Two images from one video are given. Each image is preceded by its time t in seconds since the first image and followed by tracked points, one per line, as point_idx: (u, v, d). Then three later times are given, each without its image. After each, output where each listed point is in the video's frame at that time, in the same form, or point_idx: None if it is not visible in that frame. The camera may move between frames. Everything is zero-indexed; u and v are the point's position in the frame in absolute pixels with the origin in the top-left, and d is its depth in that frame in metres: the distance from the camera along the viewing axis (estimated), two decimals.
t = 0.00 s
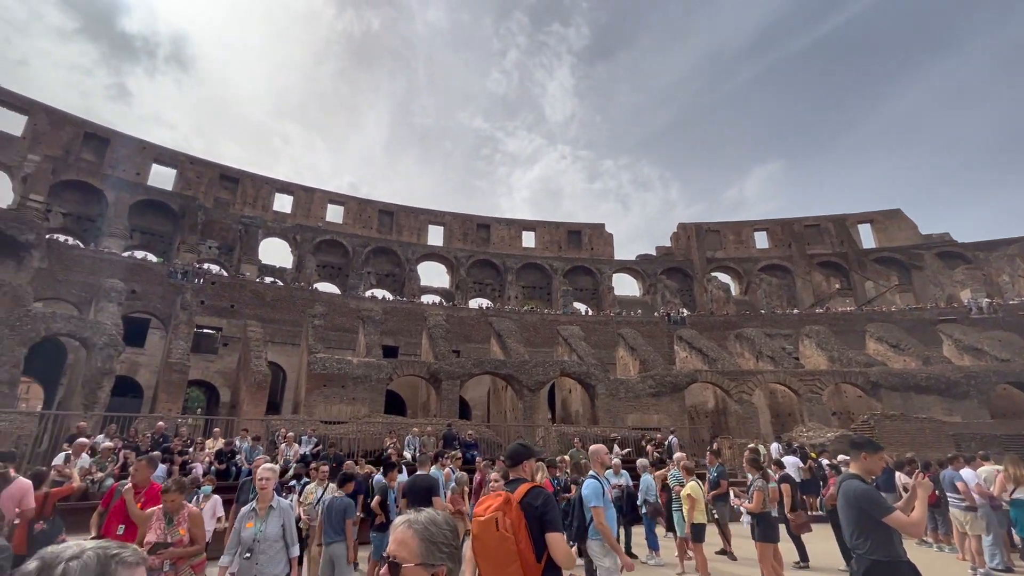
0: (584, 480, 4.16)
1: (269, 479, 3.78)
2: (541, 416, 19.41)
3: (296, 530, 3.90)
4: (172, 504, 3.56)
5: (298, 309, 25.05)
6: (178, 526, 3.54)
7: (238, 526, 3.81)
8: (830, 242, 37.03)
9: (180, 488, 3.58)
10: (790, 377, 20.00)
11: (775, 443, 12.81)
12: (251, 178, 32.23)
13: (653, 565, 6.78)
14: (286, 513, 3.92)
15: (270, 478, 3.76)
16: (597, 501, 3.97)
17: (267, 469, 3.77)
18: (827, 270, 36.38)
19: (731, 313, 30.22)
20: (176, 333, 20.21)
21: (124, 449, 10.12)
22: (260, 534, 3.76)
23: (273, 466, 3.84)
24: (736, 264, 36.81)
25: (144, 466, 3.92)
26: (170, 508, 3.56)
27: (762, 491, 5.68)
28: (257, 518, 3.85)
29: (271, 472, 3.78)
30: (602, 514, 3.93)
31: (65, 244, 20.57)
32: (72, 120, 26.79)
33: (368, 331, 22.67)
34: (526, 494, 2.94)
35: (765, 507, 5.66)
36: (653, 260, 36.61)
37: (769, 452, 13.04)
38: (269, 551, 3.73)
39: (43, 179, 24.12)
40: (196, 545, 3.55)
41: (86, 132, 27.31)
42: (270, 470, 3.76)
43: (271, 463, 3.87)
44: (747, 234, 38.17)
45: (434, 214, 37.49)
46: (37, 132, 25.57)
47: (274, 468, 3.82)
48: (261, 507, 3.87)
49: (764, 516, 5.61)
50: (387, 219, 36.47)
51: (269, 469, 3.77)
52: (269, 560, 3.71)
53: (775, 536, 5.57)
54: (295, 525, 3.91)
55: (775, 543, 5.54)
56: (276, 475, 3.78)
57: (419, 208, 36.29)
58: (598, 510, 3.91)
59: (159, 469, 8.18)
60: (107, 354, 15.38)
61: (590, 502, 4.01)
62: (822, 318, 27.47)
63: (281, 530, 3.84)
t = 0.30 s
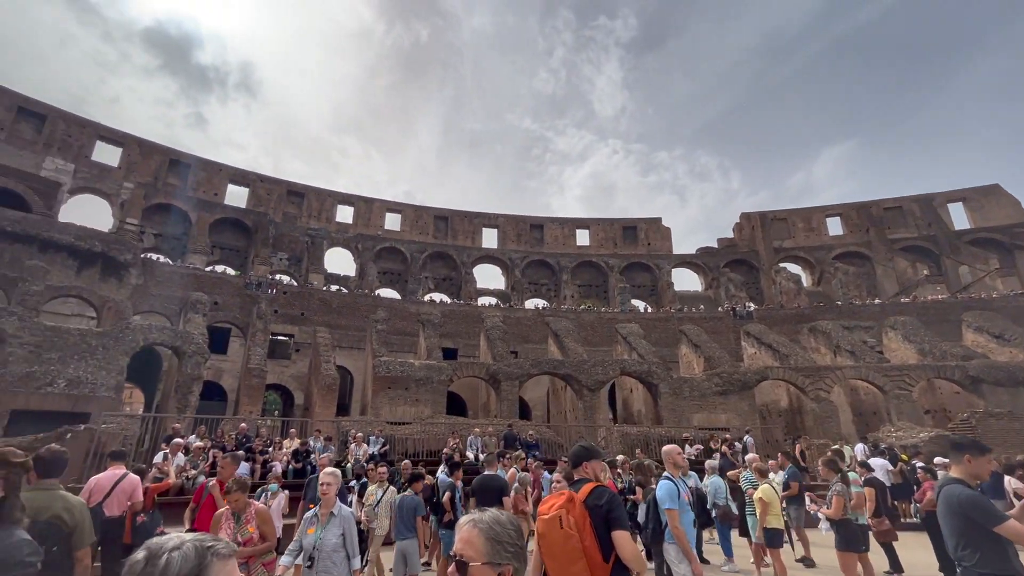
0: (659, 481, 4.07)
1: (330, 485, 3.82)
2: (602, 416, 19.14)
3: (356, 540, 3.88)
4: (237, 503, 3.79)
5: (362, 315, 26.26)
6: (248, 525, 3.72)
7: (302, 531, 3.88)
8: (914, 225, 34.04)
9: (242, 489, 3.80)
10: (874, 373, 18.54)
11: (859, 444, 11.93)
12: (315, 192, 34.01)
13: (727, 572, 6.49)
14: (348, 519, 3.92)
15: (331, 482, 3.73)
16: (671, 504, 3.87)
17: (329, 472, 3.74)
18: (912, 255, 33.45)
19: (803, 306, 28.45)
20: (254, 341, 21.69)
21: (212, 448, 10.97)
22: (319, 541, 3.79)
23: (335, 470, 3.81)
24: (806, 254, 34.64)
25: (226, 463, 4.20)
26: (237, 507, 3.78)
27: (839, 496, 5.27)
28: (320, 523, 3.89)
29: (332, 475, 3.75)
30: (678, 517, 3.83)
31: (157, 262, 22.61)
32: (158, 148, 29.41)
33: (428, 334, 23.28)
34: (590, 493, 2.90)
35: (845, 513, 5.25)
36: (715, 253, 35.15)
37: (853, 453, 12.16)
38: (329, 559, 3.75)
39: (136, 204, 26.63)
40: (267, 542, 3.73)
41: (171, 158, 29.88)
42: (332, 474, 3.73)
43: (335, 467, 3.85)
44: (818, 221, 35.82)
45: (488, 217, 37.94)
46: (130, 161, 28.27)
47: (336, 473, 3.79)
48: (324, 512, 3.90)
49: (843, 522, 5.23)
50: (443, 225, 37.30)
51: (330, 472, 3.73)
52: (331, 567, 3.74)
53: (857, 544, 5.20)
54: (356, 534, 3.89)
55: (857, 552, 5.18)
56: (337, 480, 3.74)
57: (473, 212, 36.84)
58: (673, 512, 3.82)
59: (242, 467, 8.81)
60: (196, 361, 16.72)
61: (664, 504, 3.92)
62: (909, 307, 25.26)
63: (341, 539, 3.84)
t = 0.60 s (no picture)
0: (732, 483, 3.96)
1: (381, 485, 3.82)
2: (665, 415, 18.60)
3: (409, 542, 3.85)
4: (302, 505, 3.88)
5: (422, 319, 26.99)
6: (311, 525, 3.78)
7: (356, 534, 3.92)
8: (1015, 201, 30.65)
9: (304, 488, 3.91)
10: (971, 366, 16.86)
11: (956, 445, 10.89)
12: (373, 201, 35.34)
13: None
14: (400, 521, 3.89)
15: (381, 480, 3.71)
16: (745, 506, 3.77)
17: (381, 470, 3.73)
18: (1013, 234, 30.13)
19: (885, 295, 26.33)
20: (322, 346, 22.82)
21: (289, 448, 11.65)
22: (374, 543, 3.80)
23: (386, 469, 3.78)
24: (885, 239, 32.10)
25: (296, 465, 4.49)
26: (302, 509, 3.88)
27: (930, 501, 4.84)
28: (373, 524, 3.91)
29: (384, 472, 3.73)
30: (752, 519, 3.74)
31: (234, 275, 24.32)
32: (231, 169, 31.63)
33: (486, 336, 23.56)
34: (663, 499, 2.75)
35: (938, 520, 4.83)
36: (782, 243, 33.27)
37: (950, 454, 11.11)
38: (385, 561, 3.75)
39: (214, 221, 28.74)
40: (330, 544, 3.73)
41: (242, 178, 32.03)
42: (383, 472, 3.71)
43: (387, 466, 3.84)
44: (898, 203, 33.07)
45: (540, 217, 37.89)
46: (207, 183, 30.58)
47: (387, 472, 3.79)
48: (376, 513, 3.92)
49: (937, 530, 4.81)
50: (496, 227, 37.65)
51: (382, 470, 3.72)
52: (387, 569, 3.73)
53: (956, 554, 4.76)
54: (409, 536, 3.86)
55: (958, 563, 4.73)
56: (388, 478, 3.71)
57: (525, 213, 36.93)
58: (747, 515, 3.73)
59: (315, 466, 9.28)
60: (271, 366, 17.84)
61: (738, 507, 3.82)
62: (1011, 293, 22.77)
63: (395, 540, 3.82)
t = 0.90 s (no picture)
0: (812, 485, 3.68)
1: (419, 487, 3.60)
2: (732, 414, 17.84)
3: (453, 551, 3.55)
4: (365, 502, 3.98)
5: (477, 320, 27.70)
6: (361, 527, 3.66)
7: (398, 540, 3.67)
8: None
9: (371, 486, 4.03)
10: None
11: None
12: (426, 208, 36.25)
13: None
14: (442, 528, 3.59)
15: (420, 483, 3.61)
16: (825, 511, 3.48)
17: (420, 472, 3.65)
18: None
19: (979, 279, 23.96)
20: (384, 350, 23.62)
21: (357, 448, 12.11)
22: (415, 551, 3.52)
23: (425, 471, 3.69)
24: (975, 218, 29.29)
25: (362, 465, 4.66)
26: (363, 510, 3.99)
27: None
28: (415, 531, 3.63)
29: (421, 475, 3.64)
30: (834, 526, 3.43)
31: (302, 285, 25.78)
32: (294, 185, 33.45)
33: (541, 336, 23.58)
34: (749, 507, 2.57)
35: None
36: (855, 228, 31.07)
37: None
38: (425, 570, 3.46)
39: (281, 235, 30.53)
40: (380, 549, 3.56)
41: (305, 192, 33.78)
42: (420, 474, 3.62)
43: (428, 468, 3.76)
44: (990, 178, 30.04)
45: (591, 215, 37.43)
46: (274, 199, 32.51)
47: (426, 474, 3.65)
48: (418, 519, 3.65)
49: None
50: (547, 227, 37.54)
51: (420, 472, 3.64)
52: None
53: None
54: (452, 544, 3.56)
55: None
56: (425, 481, 3.61)
57: (577, 211, 36.58)
58: (827, 520, 3.43)
59: (381, 465, 9.58)
60: (338, 370, 18.70)
61: (817, 510, 3.54)
62: None
63: (437, 549, 3.54)
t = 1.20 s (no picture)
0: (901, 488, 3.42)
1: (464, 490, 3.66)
2: (804, 412, 16.87)
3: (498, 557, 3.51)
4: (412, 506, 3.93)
5: (531, 321, 27.87)
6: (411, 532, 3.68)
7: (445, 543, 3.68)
8: None
9: (417, 490, 4.00)
10: None
11: None
12: (477, 211, 36.71)
13: None
14: (488, 531, 3.59)
15: (465, 485, 3.68)
16: (913, 515, 3.21)
17: (464, 472, 3.76)
18: None
19: None
20: (441, 353, 24.14)
21: (419, 449, 12.43)
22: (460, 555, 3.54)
23: (470, 473, 3.78)
24: None
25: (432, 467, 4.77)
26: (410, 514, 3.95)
27: None
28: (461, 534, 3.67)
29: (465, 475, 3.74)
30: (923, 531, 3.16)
31: (362, 292, 26.96)
32: (351, 197, 34.83)
33: (597, 335, 23.31)
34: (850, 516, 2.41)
35: None
36: (938, 208, 28.54)
37: None
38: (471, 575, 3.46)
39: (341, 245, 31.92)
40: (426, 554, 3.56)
41: (361, 203, 35.11)
42: (466, 475, 3.71)
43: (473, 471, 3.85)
44: None
45: (644, 209, 36.56)
46: (333, 210, 34.02)
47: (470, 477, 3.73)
48: (463, 523, 3.69)
49: None
50: (598, 224, 36.99)
51: (465, 473, 3.74)
52: None
53: None
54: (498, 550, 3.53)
55: None
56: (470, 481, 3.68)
57: (628, 206, 35.83)
58: (915, 526, 3.18)
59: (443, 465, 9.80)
60: (398, 373, 19.34)
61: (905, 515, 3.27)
62: None
63: (482, 554, 3.51)
